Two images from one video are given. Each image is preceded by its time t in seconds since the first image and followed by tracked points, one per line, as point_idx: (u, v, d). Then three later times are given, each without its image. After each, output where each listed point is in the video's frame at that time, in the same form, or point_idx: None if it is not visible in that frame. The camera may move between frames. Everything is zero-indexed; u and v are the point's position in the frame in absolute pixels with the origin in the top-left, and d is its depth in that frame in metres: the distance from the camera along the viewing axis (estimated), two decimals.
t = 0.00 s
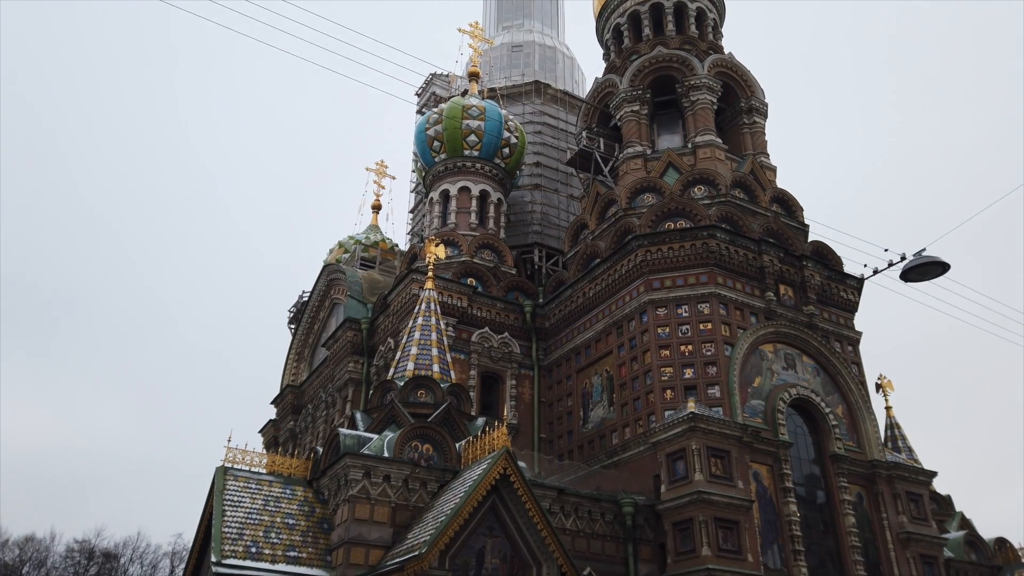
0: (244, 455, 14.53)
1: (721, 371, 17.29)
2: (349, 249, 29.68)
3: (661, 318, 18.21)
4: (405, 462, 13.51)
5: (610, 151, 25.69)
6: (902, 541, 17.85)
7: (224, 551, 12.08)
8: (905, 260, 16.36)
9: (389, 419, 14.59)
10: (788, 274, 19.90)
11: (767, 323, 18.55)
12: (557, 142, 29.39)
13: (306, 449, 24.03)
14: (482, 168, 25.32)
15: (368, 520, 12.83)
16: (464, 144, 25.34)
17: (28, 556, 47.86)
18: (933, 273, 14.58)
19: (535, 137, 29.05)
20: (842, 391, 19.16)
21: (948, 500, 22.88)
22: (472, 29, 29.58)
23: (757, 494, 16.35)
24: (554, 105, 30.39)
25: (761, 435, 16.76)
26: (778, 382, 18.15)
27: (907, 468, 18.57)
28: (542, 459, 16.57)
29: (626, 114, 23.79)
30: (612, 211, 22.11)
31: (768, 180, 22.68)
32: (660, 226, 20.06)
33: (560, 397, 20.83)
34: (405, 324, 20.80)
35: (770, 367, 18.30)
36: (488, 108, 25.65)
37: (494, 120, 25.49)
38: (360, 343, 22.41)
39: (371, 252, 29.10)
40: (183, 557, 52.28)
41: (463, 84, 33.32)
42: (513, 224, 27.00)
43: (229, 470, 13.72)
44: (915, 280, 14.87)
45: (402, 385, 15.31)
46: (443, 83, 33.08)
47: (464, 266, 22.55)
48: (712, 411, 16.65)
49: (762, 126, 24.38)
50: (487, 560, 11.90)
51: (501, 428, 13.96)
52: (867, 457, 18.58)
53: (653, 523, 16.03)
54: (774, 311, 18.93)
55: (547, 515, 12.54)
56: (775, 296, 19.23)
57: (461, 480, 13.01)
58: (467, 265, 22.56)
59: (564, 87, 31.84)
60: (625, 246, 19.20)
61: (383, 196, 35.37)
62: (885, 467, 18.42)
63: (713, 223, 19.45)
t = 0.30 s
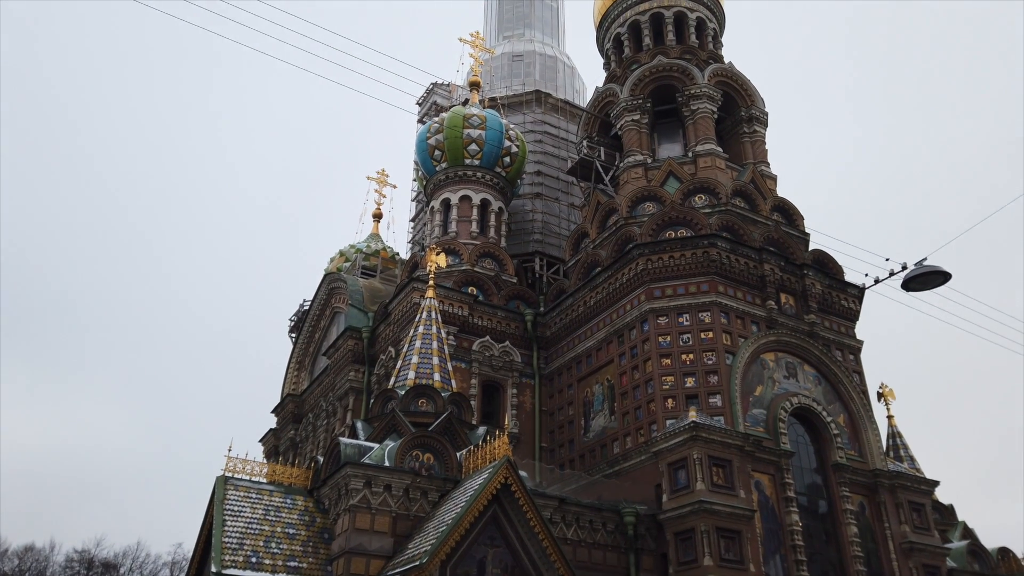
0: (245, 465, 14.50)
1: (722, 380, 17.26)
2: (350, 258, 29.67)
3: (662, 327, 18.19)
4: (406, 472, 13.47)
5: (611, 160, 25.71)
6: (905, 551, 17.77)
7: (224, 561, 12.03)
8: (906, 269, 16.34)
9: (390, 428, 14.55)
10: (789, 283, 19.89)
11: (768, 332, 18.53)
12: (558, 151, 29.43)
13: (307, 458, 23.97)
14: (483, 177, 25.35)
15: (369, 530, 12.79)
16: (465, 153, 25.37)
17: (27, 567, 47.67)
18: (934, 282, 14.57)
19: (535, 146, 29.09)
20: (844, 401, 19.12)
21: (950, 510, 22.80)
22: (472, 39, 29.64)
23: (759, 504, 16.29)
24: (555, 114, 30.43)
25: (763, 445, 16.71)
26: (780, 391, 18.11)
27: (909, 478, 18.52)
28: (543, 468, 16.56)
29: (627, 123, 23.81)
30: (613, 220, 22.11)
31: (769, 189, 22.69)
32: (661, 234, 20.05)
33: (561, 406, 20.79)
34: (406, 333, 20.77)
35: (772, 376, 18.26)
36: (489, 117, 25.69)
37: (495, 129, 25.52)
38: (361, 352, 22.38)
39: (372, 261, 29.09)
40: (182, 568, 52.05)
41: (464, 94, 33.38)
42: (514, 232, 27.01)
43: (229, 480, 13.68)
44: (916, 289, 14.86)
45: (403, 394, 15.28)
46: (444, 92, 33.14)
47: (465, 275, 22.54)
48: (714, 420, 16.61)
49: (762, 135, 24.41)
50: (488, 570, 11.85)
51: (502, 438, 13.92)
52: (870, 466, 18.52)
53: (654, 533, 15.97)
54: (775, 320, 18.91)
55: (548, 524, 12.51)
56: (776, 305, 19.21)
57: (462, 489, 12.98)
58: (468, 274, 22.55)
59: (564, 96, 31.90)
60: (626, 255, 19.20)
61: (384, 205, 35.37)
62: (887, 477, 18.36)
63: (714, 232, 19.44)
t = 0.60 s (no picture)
0: (246, 475, 14.46)
1: (724, 389, 17.21)
2: (351, 267, 29.66)
3: (663, 336, 18.16)
4: (407, 482, 13.43)
5: (612, 169, 25.74)
6: (908, 562, 17.69)
7: (225, 572, 12.00)
8: (908, 278, 16.31)
9: (391, 438, 14.50)
10: (790, 292, 19.85)
11: (769, 341, 18.49)
12: (559, 160, 29.47)
13: (308, 468, 23.91)
14: (484, 187, 25.37)
15: (370, 540, 12.75)
16: (466, 163, 25.40)
17: None
18: (935, 292, 14.54)
19: (536, 155, 29.12)
20: (846, 410, 19.06)
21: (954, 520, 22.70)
22: (474, 49, 29.72)
23: (761, 514, 16.23)
24: (555, 124, 30.47)
25: (765, 454, 16.65)
26: (782, 401, 18.07)
27: (912, 488, 18.45)
28: (545, 478, 16.33)
29: (628, 133, 23.84)
30: (614, 229, 22.11)
31: (770, 198, 22.69)
32: (662, 243, 20.04)
33: (562, 416, 20.75)
34: (408, 342, 20.75)
35: (774, 386, 18.22)
36: (490, 127, 25.71)
37: (496, 139, 25.55)
38: (362, 361, 22.36)
39: (374, 271, 29.09)
40: None
41: (466, 104, 33.44)
42: (515, 242, 27.01)
43: (230, 490, 13.63)
44: (917, 299, 14.84)
45: (404, 403, 15.24)
46: (445, 102, 33.20)
47: (466, 285, 22.52)
48: (716, 430, 16.57)
49: (763, 144, 24.43)
50: None
51: (504, 447, 13.88)
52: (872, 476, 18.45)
53: (657, 543, 15.89)
54: (777, 329, 18.87)
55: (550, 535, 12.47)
56: (777, 314, 19.17)
57: (463, 499, 12.93)
58: (469, 283, 22.53)
59: (565, 106, 31.96)
60: (627, 264, 19.19)
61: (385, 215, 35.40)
62: (890, 487, 18.29)
63: (715, 241, 19.42)
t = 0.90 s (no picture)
0: (247, 485, 14.41)
1: (726, 398, 17.17)
2: (352, 276, 29.64)
3: (665, 345, 18.13)
4: (409, 491, 13.38)
5: (613, 178, 25.75)
6: (912, 572, 17.60)
7: None
8: (910, 286, 16.28)
9: (392, 448, 14.46)
10: (791, 301, 19.82)
11: (772, 350, 18.46)
12: (560, 169, 29.49)
13: (309, 478, 23.84)
14: (485, 196, 25.38)
15: (371, 550, 12.71)
16: (467, 172, 25.42)
17: None
18: (938, 300, 14.53)
19: (537, 164, 29.14)
20: (849, 419, 19.00)
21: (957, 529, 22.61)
22: (475, 59, 29.78)
23: (764, 524, 16.16)
24: (556, 133, 30.50)
25: (767, 464, 16.60)
26: (784, 410, 18.03)
27: (916, 497, 18.39)
28: (547, 488, 16.23)
29: (628, 142, 23.87)
30: (615, 237, 22.10)
31: (771, 207, 22.68)
32: (664, 252, 20.03)
33: (564, 425, 20.70)
34: (409, 351, 20.73)
35: (776, 394, 18.17)
36: (491, 137, 25.74)
37: (497, 148, 25.57)
38: (364, 371, 22.32)
39: (375, 280, 29.09)
40: None
41: (467, 113, 33.49)
42: (516, 250, 27.00)
43: (231, 500, 13.59)
44: (919, 308, 14.83)
45: (405, 413, 15.21)
46: (446, 111, 33.27)
47: (467, 293, 22.50)
48: (718, 439, 16.52)
49: (763, 153, 24.45)
50: None
51: (505, 457, 13.84)
52: (876, 486, 18.38)
53: (659, 553, 15.81)
54: (779, 338, 18.83)
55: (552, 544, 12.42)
56: (779, 322, 19.14)
57: (465, 509, 12.90)
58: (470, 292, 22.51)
59: (566, 115, 32.00)
60: (629, 272, 19.18)
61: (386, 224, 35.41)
62: (894, 496, 18.22)
63: (717, 250, 19.40)
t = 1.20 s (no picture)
0: (248, 495, 14.37)
1: (728, 406, 17.13)
2: (354, 285, 29.63)
3: (667, 353, 18.10)
4: (410, 501, 13.33)
5: (614, 187, 25.76)
6: None
7: None
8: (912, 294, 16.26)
9: (393, 457, 14.41)
10: (793, 309, 19.79)
11: (773, 358, 18.42)
12: (561, 178, 29.52)
13: (310, 487, 23.78)
14: (487, 205, 25.39)
15: (372, 561, 12.66)
16: (469, 181, 25.43)
17: None
18: (940, 309, 14.52)
19: (538, 173, 29.16)
20: (851, 427, 18.94)
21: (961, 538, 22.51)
22: (476, 68, 29.84)
23: (767, 533, 16.10)
24: (557, 142, 30.53)
25: (770, 472, 16.54)
26: (786, 418, 17.98)
27: (919, 506, 18.32)
28: (549, 497, 16.19)
29: (629, 151, 23.90)
30: (616, 246, 22.09)
31: (772, 215, 22.68)
32: (665, 260, 20.01)
33: (566, 433, 20.65)
34: (410, 360, 20.70)
35: (778, 403, 18.13)
36: (493, 146, 25.76)
37: (498, 157, 25.59)
38: (365, 380, 22.26)
39: (376, 289, 29.09)
40: None
41: (468, 122, 33.54)
42: (517, 259, 26.99)
43: (232, 510, 13.54)
44: (921, 316, 14.81)
45: (406, 422, 15.17)
46: (447, 121, 33.32)
47: (469, 302, 22.48)
48: (721, 447, 16.47)
49: (764, 161, 24.46)
50: None
51: (508, 466, 13.80)
52: (879, 494, 18.31)
53: (662, 563, 15.75)
54: (781, 346, 18.80)
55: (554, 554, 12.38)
56: (781, 330, 19.11)
57: (467, 519, 12.85)
58: (472, 301, 22.50)
59: (567, 124, 32.04)
60: (630, 280, 19.16)
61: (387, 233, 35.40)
62: (897, 505, 18.16)
63: (718, 258, 19.38)
